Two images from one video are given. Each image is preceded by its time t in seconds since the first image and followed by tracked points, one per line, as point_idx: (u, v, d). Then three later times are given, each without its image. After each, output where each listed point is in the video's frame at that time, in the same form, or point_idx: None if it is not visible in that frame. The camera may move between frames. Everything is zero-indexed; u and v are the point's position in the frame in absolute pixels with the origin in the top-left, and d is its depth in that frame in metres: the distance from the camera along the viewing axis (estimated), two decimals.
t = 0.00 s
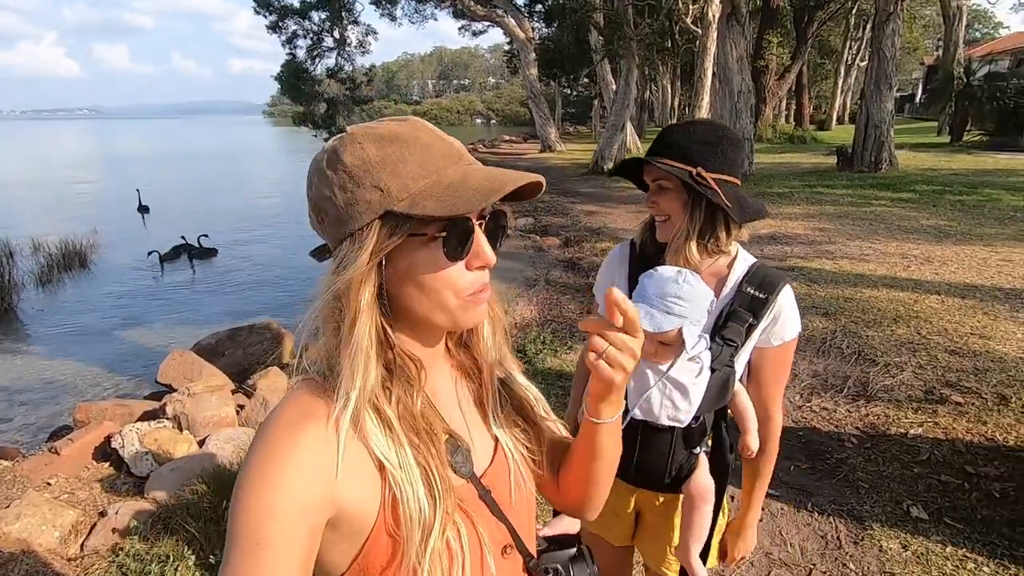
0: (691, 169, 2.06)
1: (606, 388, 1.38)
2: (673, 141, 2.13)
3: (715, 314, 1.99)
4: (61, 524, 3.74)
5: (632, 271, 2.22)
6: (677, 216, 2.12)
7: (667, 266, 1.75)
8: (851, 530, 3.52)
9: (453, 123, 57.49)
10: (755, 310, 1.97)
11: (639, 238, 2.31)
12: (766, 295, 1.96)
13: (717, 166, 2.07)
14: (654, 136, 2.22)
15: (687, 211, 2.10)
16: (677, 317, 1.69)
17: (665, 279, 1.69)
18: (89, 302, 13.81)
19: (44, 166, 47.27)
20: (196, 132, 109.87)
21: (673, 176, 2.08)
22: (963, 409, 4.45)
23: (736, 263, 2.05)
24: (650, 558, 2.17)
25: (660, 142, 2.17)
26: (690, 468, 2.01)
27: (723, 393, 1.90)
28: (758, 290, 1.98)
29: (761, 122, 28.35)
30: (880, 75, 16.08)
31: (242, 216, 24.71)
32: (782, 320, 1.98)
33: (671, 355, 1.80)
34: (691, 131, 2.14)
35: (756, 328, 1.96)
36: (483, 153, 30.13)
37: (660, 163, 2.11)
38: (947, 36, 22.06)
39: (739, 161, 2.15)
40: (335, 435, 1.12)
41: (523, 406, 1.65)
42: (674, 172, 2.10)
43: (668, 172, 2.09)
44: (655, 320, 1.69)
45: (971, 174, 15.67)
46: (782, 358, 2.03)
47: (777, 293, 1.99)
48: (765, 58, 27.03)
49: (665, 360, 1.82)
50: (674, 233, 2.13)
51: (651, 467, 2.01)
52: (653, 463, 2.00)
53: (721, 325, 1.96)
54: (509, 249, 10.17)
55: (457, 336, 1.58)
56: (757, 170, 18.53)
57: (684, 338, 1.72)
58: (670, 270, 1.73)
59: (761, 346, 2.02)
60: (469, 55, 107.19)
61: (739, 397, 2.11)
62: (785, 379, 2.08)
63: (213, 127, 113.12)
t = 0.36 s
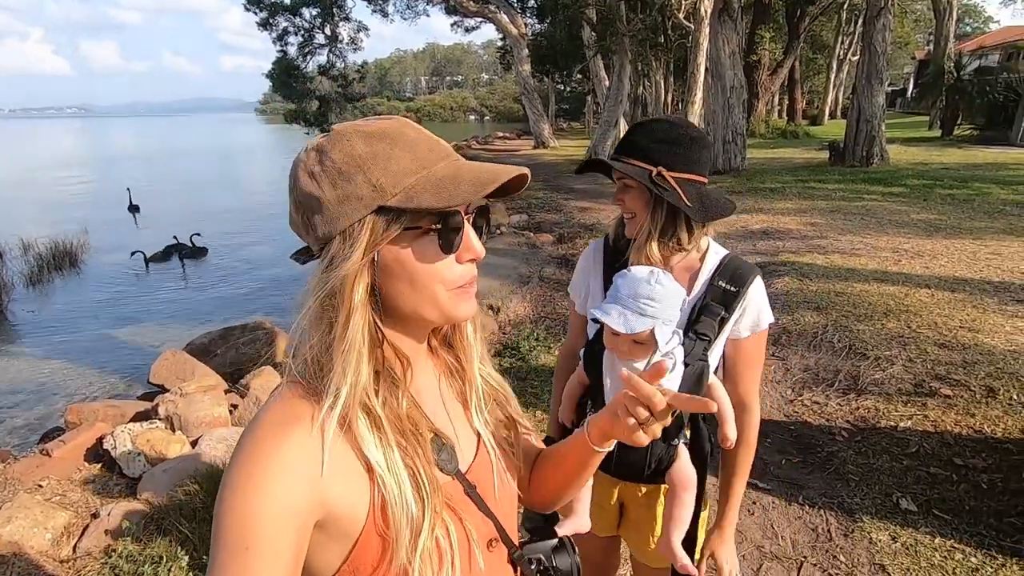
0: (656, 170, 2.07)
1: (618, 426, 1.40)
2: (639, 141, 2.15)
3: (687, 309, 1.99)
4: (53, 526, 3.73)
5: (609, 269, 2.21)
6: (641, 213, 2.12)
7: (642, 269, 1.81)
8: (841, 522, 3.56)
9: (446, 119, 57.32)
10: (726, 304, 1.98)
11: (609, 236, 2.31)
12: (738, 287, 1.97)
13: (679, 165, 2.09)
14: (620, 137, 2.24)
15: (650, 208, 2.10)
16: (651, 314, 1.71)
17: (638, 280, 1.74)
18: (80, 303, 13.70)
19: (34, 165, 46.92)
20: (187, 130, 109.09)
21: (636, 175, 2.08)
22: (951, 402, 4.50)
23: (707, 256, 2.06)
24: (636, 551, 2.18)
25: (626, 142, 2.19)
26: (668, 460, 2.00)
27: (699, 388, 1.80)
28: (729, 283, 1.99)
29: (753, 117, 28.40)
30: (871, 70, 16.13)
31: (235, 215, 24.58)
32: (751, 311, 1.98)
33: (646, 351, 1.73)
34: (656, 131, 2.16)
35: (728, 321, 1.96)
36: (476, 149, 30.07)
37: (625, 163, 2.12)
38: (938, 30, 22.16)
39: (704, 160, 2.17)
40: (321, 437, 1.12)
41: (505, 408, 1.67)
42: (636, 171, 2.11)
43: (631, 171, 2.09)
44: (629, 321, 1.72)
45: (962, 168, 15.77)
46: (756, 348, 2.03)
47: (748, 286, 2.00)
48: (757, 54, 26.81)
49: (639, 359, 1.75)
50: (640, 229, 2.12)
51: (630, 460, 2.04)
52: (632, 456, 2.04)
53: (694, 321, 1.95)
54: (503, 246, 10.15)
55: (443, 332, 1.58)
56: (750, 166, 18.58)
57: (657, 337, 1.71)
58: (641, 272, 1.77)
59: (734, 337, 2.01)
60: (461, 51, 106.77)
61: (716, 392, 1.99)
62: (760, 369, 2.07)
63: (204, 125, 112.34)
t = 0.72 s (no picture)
0: (644, 157, 2.06)
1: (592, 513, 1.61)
2: (628, 129, 2.15)
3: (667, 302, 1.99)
4: (47, 522, 3.72)
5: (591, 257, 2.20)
6: (628, 201, 2.10)
7: (617, 251, 1.94)
8: (838, 517, 3.54)
9: (446, 118, 57.28)
10: (709, 296, 1.97)
11: (593, 227, 2.29)
12: (720, 280, 1.96)
13: (668, 153, 2.08)
14: (609, 124, 2.24)
15: (639, 195, 2.08)
16: (624, 294, 1.84)
17: (612, 262, 1.88)
18: (78, 301, 13.69)
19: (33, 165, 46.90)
20: (187, 130, 109.10)
21: (626, 160, 2.08)
22: (949, 397, 4.49)
23: (690, 248, 2.04)
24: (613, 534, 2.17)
25: (615, 130, 2.19)
26: (648, 450, 2.00)
27: (678, 378, 1.93)
28: (712, 275, 1.98)
29: (753, 116, 28.33)
30: (872, 67, 16.09)
31: (234, 214, 24.56)
32: (734, 308, 1.98)
33: (623, 335, 1.88)
34: (645, 119, 2.16)
35: (709, 314, 1.97)
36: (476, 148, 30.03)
37: (614, 149, 2.12)
38: (939, 28, 22.09)
39: (690, 150, 2.17)
40: (300, 421, 1.11)
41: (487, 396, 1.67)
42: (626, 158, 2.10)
43: (619, 158, 2.09)
44: (601, 299, 1.86)
45: (962, 165, 15.74)
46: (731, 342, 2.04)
47: (731, 279, 2.00)
48: (757, 52, 27.03)
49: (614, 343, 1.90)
50: (626, 218, 2.11)
51: (609, 453, 1.99)
52: (611, 446, 1.98)
53: (676, 311, 1.97)
54: (501, 243, 10.13)
55: (426, 316, 1.58)
56: (749, 164, 18.54)
57: (629, 317, 1.85)
58: (618, 255, 1.90)
59: (713, 331, 2.01)
60: (461, 50, 106.69)
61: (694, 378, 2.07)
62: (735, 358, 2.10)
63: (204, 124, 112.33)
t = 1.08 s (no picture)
0: (643, 155, 2.06)
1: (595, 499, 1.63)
2: (627, 125, 2.14)
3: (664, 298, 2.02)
4: (55, 518, 3.76)
5: (587, 253, 2.21)
6: (627, 200, 2.12)
7: (616, 247, 1.94)
8: (845, 520, 3.50)
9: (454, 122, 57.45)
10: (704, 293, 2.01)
11: (586, 224, 2.31)
12: (715, 278, 2.00)
13: (667, 151, 2.09)
14: (606, 121, 2.23)
15: (638, 194, 2.10)
16: (625, 285, 1.82)
17: (611, 258, 1.87)
18: (90, 303, 13.84)
19: (48, 169, 47.60)
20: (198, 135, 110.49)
21: (626, 158, 2.08)
22: (959, 400, 4.43)
23: (684, 247, 2.07)
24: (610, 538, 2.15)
25: (613, 125, 2.18)
26: (646, 447, 1.97)
27: (677, 374, 1.94)
28: (707, 273, 2.02)
29: (762, 118, 28.21)
30: (882, 68, 15.96)
31: (244, 217, 24.77)
32: (725, 306, 2.04)
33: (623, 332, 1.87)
34: (643, 116, 2.15)
35: (703, 311, 2.01)
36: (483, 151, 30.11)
37: (614, 146, 2.11)
38: (950, 29, 21.89)
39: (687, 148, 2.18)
40: (299, 411, 1.11)
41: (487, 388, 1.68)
42: (625, 155, 2.10)
43: (619, 156, 2.10)
44: (601, 294, 1.84)
45: (974, 167, 15.57)
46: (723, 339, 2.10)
47: (725, 277, 2.04)
48: (766, 55, 26.90)
49: (614, 340, 1.88)
50: (625, 216, 2.12)
51: (608, 450, 1.96)
52: (610, 445, 1.95)
53: (672, 308, 2.00)
54: (508, 245, 10.15)
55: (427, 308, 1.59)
56: (758, 167, 18.44)
57: (628, 312, 1.83)
58: (619, 252, 1.90)
59: (708, 327, 2.07)
60: (470, 54, 107.14)
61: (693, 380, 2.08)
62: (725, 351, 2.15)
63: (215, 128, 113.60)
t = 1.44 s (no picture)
0: (643, 153, 2.04)
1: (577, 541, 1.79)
2: (624, 125, 2.11)
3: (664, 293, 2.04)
4: (75, 514, 3.84)
5: (583, 252, 2.19)
6: (627, 199, 2.09)
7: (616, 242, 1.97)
8: (861, 527, 3.44)
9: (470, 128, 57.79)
10: (702, 286, 2.02)
11: (582, 225, 2.28)
12: (713, 271, 2.00)
13: (664, 149, 2.08)
14: (601, 121, 2.20)
15: (638, 193, 2.08)
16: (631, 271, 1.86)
17: (613, 249, 1.91)
18: (112, 306, 14.15)
19: (75, 176, 48.89)
20: (219, 142, 112.67)
21: (626, 157, 2.06)
22: (981, 406, 4.33)
23: (680, 243, 2.08)
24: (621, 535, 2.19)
25: (609, 125, 2.15)
26: (659, 442, 2.01)
27: (683, 366, 1.95)
28: (703, 266, 2.02)
29: (780, 123, 27.93)
30: (902, 71, 15.70)
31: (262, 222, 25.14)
32: (721, 299, 2.04)
33: (627, 321, 1.90)
34: (638, 115, 2.14)
35: (702, 304, 2.01)
36: (498, 157, 30.21)
37: (613, 146, 2.08)
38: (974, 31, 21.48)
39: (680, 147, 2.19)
40: (296, 401, 1.13)
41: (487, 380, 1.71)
42: (625, 154, 2.08)
43: (618, 155, 2.08)
44: (605, 281, 1.87)
45: (999, 171, 15.23)
46: (719, 332, 2.09)
47: (722, 270, 2.04)
48: (784, 59, 26.62)
49: (621, 331, 1.90)
50: (625, 216, 2.10)
51: (621, 447, 1.98)
52: (624, 442, 1.97)
53: (673, 302, 2.01)
54: (521, 250, 10.16)
55: (425, 302, 1.63)
56: (775, 171, 18.23)
57: (635, 298, 1.86)
58: (619, 245, 1.93)
59: (707, 320, 2.06)
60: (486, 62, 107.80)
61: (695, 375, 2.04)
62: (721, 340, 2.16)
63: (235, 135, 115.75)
